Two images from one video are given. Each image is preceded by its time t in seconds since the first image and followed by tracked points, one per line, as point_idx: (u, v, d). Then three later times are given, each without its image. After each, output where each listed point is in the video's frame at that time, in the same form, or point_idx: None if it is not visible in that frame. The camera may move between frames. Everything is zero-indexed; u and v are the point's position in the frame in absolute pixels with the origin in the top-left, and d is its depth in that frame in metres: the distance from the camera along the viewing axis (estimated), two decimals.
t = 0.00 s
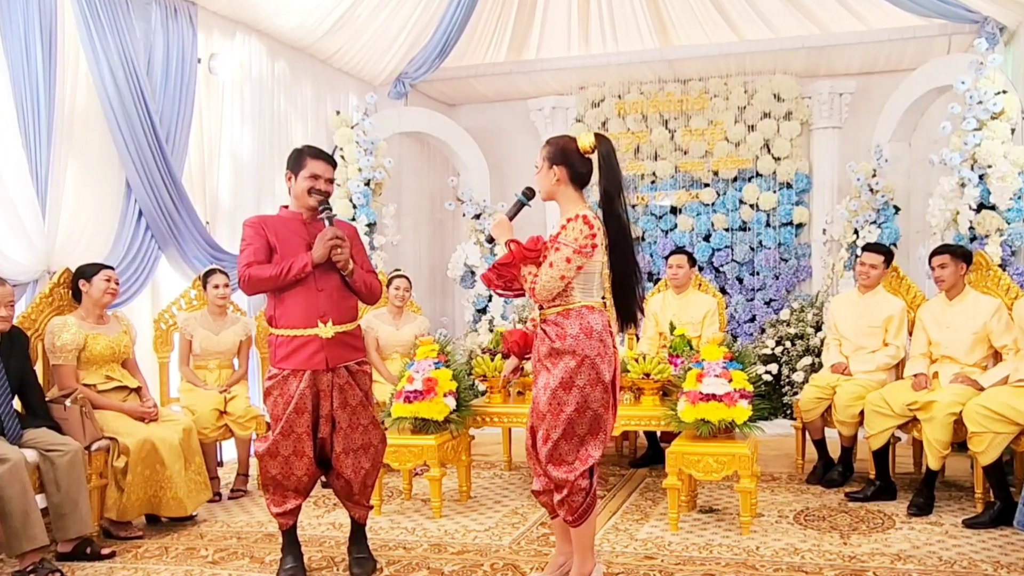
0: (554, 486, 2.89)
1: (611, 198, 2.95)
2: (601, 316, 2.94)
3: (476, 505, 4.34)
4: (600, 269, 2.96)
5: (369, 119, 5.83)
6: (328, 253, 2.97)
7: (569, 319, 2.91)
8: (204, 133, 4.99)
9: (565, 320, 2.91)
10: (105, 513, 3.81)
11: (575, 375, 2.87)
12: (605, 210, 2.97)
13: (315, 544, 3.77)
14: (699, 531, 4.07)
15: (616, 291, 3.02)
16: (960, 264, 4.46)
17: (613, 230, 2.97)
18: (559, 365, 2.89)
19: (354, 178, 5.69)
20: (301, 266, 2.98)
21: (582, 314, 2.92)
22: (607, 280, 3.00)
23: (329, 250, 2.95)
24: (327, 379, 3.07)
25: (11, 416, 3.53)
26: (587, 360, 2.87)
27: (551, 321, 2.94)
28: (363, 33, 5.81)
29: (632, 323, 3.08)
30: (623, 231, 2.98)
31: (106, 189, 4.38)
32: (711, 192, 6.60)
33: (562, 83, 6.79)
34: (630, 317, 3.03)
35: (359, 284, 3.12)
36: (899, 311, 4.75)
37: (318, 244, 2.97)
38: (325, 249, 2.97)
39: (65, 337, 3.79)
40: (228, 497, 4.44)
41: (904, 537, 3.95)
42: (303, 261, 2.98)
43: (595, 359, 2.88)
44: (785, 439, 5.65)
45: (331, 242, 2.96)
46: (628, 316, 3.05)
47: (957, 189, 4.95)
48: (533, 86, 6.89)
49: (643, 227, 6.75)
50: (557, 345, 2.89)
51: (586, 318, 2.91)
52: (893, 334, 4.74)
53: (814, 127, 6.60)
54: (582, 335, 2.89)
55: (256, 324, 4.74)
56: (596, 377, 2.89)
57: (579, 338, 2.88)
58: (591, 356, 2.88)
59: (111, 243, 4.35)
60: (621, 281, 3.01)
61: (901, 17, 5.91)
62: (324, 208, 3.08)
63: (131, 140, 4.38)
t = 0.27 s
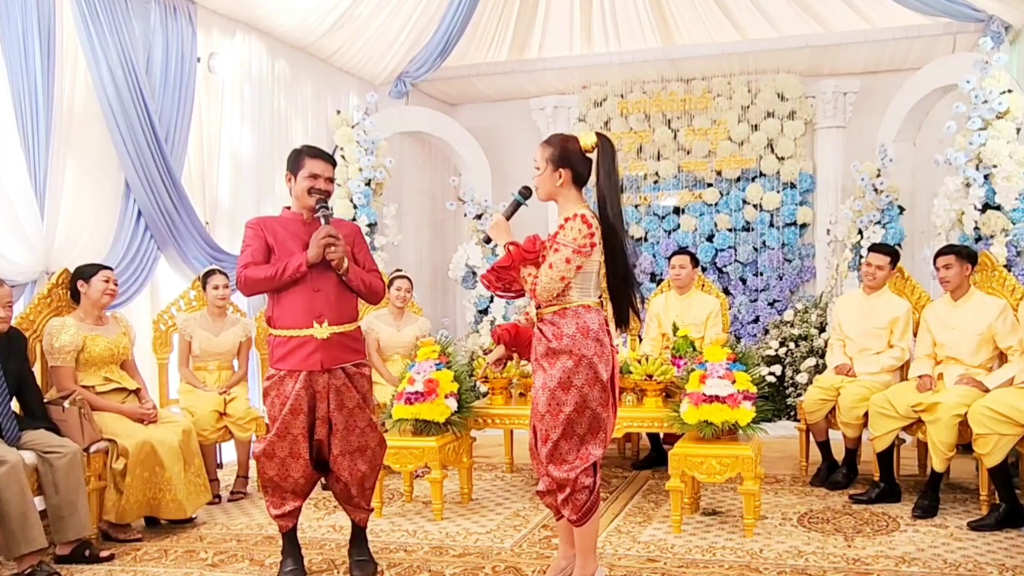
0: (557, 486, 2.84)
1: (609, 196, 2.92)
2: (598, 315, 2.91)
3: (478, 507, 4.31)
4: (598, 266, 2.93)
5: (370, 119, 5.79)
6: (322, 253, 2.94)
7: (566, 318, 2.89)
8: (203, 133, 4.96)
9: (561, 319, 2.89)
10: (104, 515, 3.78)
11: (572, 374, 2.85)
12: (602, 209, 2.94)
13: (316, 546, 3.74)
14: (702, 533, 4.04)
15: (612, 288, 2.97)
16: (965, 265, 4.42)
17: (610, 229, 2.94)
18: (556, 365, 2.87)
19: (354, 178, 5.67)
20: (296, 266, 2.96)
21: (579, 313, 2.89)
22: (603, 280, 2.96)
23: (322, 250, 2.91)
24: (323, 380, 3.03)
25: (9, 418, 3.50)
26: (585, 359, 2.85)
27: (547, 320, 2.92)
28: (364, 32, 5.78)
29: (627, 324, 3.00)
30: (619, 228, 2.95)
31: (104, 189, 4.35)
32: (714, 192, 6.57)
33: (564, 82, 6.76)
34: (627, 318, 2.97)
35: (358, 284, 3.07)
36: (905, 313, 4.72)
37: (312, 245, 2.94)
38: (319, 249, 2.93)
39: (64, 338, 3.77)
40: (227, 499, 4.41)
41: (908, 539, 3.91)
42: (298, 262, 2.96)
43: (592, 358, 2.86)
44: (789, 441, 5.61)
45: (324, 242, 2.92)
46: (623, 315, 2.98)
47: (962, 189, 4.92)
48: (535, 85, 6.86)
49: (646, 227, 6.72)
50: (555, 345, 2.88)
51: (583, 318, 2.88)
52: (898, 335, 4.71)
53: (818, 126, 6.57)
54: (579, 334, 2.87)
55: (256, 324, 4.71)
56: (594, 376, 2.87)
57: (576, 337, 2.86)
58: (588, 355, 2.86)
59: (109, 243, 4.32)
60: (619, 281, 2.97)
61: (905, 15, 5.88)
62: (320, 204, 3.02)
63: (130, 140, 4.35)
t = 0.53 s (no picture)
0: (560, 488, 2.82)
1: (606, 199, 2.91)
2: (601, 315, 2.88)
3: (479, 509, 4.28)
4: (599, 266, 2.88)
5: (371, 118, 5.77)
6: (320, 254, 2.91)
7: (570, 319, 2.85)
8: (202, 133, 4.94)
9: (566, 320, 2.86)
10: (103, 517, 3.75)
11: (579, 375, 2.82)
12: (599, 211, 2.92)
13: (315, 549, 3.71)
14: (705, 536, 4.00)
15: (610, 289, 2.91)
16: (970, 265, 4.38)
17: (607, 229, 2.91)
18: (562, 366, 2.84)
19: (355, 178, 5.65)
20: (293, 267, 2.94)
21: (582, 314, 2.86)
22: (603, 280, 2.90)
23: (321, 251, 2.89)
24: (321, 382, 3.01)
25: (7, 420, 3.47)
26: (591, 359, 2.83)
27: (550, 322, 2.89)
28: (365, 31, 5.76)
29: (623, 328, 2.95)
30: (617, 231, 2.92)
31: (104, 189, 4.33)
32: (717, 191, 6.54)
33: (566, 82, 6.73)
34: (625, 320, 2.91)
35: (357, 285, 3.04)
36: (909, 314, 4.69)
37: (310, 245, 2.91)
38: (317, 250, 2.91)
39: (62, 339, 3.74)
40: (227, 501, 4.38)
41: (913, 542, 3.87)
42: (297, 263, 2.93)
43: (598, 359, 2.84)
44: (793, 443, 5.58)
45: (321, 242, 2.89)
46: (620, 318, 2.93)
47: (968, 189, 4.88)
48: (537, 84, 6.83)
49: (649, 227, 6.69)
50: (560, 345, 2.84)
51: (589, 318, 2.85)
52: (903, 337, 4.67)
53: (822, 126, 6.53)
54: (584, 334, 2.84)
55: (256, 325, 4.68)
56: (600, 376, 2.84)
57: (582, 337, 2.83)
58: (594, 356, 2.83)
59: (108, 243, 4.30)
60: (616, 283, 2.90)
61: (909, 13, 5.85)
62: (319, 204, 2.98)
63: (129, 140, 4.33)
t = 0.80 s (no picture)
0: (559, 489, 2.78)
1: (600, 203, 2.85)
2: (606, 318, 2.86)
3: (481, 512, 4.24)
4: (599, 272, 2.88)
5: (371, 118, 5.74)
6: (321, 255, 2.89)
7: (577, 325, 2.83)
8: (202, 132, 4.92)
9: (573, 326, 2.83)
10: (102, 520, 3.72)
11: (587, 378, 2.80)
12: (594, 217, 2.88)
13: (315, 552, 3.68)
14: (709, 538, 3.97)
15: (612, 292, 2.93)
16: (975, 266, 4.33)
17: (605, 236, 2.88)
18: (573, 370, 2.82)
19: (355, 178, 5.62)
20: (293, 268, 2.91)
21: (589, 318, 2.84)
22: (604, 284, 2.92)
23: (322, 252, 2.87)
24: (321, 383, 2.98)
25: (5, 421, 3.45)
26: (600, 362, 2.80)
27: (557, 329, 2.86)
28: (365, 29, 5.73)
29: (632, 328, 2.99)
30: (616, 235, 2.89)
31: (103, 189, 4.30)
32: (720, 191, 6.51)
33: (569, 81, 6.70)
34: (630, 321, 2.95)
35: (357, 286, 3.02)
36: (914, 314, 4.65)
37: (311, 246, 2.88)
38: (318, 251, 2.89)
39: (60, 341, 3.71)
40: (227, 503, 4.35)
41: (918, 544, 3.84)
42: (297, 263, 2.91)
43: (606, 362, 2.81)
44: (797, 445, 5.55)
45: (321, 243, 2.86)
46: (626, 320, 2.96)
47: (973, 189, 4.85)
48: (539, 84, 6.79)
49: (651, 228, 6.66)
50: (569, 351, 2.82)
51: (595, 322, 2.83)
52: (907, 337, 4.64)
53: (826, 125, 6.50)
54: (593, 338, 2.81)
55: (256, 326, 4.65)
56: (608, 379, 2.82)
57: (590, 341, 2.81)
58: (603, 359, 2.81)
59: (107, 243, 4.28)
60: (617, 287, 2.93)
61: (913, 12, 5.81)
62: (319, 204, 2.95)
63: (128, 139, 4.30)
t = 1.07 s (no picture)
0: (553, 495, 2.75)
1: (598, 210, 2.82)
2: (609, 326, 2.83)
3: (482, 514, 4.21)
4: (599, 280, 2.84)
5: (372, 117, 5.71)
6: (321, 256, 2.86)
7: (579, 333, 2.80)
8: (202, 132, 4.89)
9: (576, 335, 2.79)
10: (100, 522, 3.70)
11: (590, 385, 2.77)
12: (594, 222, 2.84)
13: (315, 555, 3.65)
14: (712, 541, 3.94)
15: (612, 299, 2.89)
16: (981, 267, 4.30)
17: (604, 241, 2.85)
18: (576, 378, 2.79)
19: (355, 177, 5.59)
20: (293, 269, 2.88)
21: (591, 326, 2.80)
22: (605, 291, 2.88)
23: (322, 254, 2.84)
24: (321, 384, 2.95)
25: (3, 423, 3.42)
26: (603, 369, 2.77)
27: (560, 339, 2.82)
28: (366, 28, 5.70)
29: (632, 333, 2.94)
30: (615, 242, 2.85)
31: (102, 189, 4.28)
32: (724, 191, 6.47)
33: (571, 80, 6.67)
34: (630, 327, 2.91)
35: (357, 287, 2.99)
36: (918, 315, 4.63)
37: (311, 247, 2.85)
38: (318, 252, 2.86)
39: (59, 342, 3.68)
40: (227, 505, 4.32)
41: (923, 547, 3.80)
42: (297, 264, 2.88)
43: (610, 369, 2.78)
44: (801, 447, 5.52)
45: (322, 245, 2.83)
46: (626, 327, 2.92)
47: (978, 189, 4.81)
48: (541, 83, 6.76)
49: (654, 228, 6.63)
50: (573, 361, 2.78)
51: (598, 330, 2.80)
52: (912, 338, 4.61)
53: (831, 125, 6.46)
54: (596, 347, 2.78)
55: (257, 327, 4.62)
56: (611, 387, 2.79)
57: (594, 350, 2.77)
58: (606, 366, 2.78)
59: (106, 244, 4.25)
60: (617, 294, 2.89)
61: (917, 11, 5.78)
62: (318, 205, 2.92)
63: (127, 139, 4.28)
